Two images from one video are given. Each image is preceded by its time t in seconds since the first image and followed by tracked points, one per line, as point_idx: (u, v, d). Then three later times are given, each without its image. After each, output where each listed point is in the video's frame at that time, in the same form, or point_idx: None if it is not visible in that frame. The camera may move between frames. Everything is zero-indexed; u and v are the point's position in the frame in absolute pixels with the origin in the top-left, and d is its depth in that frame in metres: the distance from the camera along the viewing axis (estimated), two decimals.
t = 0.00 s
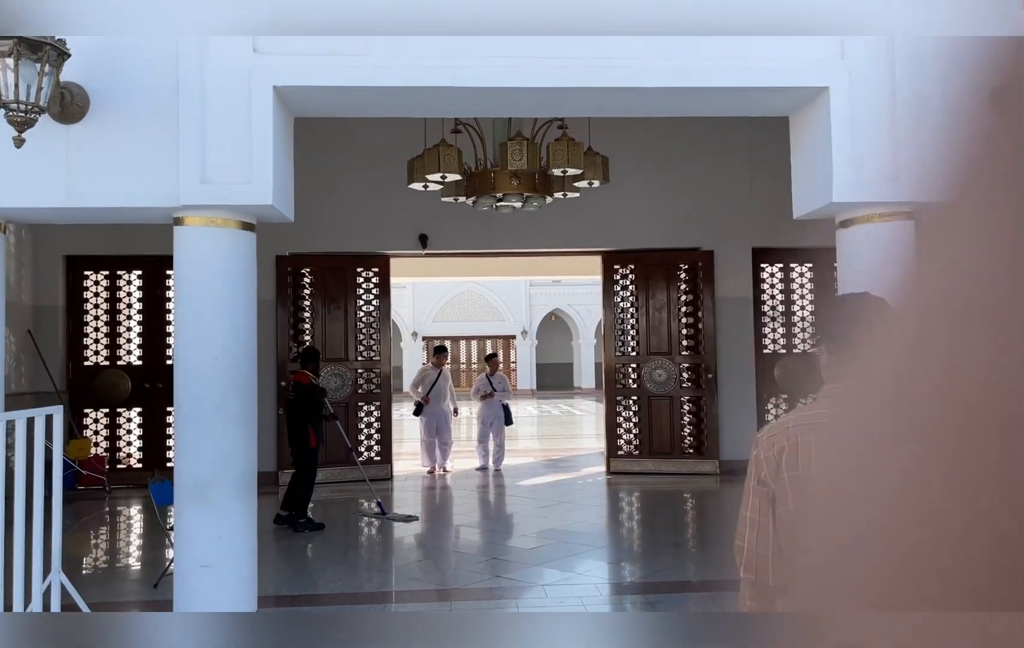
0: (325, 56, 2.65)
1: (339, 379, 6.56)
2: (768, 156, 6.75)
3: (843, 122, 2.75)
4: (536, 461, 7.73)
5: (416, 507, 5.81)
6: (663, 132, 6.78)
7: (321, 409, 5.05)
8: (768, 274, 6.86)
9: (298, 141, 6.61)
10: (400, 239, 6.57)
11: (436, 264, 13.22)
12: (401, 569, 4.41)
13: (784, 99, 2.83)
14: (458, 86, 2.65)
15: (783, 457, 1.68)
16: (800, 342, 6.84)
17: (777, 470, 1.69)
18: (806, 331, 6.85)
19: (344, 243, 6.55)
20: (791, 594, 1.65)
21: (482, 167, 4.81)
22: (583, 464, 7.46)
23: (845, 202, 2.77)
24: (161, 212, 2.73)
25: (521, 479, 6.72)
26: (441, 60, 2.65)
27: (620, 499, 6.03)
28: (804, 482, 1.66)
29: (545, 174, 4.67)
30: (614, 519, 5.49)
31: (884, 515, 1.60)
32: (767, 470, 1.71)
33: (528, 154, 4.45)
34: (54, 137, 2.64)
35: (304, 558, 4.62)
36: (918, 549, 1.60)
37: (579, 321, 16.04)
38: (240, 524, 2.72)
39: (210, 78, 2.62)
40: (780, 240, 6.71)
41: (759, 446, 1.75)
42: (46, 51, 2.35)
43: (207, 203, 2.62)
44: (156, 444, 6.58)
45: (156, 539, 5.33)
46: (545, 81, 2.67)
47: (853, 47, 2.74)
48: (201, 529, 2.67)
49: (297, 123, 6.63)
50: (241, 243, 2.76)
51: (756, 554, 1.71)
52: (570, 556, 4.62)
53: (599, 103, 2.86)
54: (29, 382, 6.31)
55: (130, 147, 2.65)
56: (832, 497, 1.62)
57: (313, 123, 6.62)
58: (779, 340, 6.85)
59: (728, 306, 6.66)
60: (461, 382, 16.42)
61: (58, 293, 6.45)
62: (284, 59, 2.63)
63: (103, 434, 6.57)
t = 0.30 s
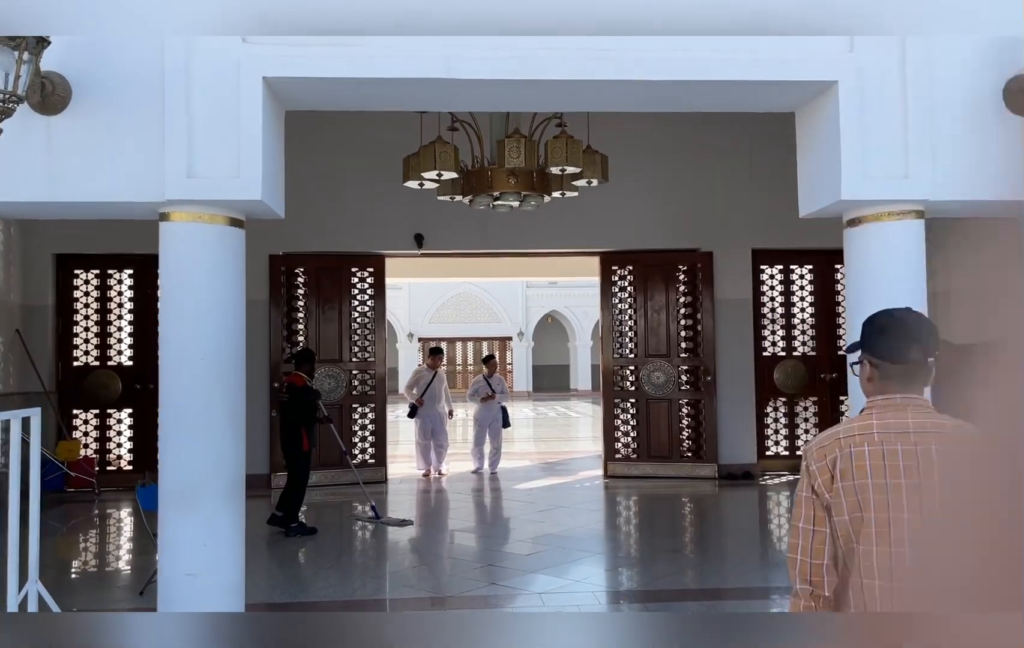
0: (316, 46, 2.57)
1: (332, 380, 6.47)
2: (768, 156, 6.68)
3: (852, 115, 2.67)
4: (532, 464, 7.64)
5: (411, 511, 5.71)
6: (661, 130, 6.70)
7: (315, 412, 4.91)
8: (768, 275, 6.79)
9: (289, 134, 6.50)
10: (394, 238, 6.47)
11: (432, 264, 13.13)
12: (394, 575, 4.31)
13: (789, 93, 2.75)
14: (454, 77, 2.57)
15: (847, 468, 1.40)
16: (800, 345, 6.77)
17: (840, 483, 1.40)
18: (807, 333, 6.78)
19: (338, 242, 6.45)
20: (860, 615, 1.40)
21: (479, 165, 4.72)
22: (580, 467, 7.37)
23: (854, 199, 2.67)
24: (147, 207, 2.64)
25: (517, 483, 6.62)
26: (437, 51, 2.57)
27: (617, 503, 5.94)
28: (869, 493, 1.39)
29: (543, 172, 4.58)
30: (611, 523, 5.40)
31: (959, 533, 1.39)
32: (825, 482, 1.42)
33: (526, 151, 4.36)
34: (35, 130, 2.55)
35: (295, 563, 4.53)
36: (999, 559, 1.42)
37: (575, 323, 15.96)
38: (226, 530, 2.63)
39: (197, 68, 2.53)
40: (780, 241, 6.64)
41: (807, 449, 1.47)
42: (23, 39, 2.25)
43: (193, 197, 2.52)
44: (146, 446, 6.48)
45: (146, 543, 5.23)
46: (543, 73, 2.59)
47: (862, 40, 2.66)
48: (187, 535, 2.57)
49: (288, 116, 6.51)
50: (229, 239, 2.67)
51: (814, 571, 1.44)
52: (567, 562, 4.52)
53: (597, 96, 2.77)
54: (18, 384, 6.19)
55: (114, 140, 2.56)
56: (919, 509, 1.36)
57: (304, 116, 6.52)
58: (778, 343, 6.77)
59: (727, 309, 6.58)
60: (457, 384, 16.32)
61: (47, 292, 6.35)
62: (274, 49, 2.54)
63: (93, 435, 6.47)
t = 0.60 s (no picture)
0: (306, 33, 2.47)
1: (325, 381, 6.36)
2: (768, 157, 6.59)
3: (862, 109, 2.57)
4: (527, 468, 7.54)
5: (403, 515, 5.60)
6: (661, 130, 6.60)
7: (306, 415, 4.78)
8: (768, 277, 6.71)
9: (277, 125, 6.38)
10: (389, 238, 6.36)
11: (428, 266, 13.02)
12: (386, 581, 4.19)
13: (796, 85, 2.66)
14: (448, 66, 2.47)
15: (878, 460, 1.39)
16: (800, 349, 6.69)
17: (872, 476, 1.39)
18: (806, 337, 6.70)
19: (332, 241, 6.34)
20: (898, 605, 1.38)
21: (475, 162, 4.62)
22: (576, 471, 7.26)
23: (863, 195, 2.57)
24: (128, 199, 2.53)
25: (512, 487, 6.51)
26: (430, 39, 2.48)
27: (614, 508, 5.83)
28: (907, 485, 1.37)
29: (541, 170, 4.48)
30: (608, 529, 5.30)
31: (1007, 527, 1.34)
32: (856, 476, 1.41)
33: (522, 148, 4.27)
34: (10, 118, 2.44)
35: (284, 569, 4.41)
36: None
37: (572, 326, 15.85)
38: (208, 536, 2.52)
39: (181, 55, 2.43)
40: (779, 243, 6.55)
41: (837, 445, 1.46)
42: None
43: (176, 189, 2.42)
44: (135, 447, 6.36)
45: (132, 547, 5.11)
46: (541, 62, 2.49)
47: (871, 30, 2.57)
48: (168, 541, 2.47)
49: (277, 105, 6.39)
50: (214, 233, 2.57)
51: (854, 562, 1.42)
52: (563, 569, 4.41)
53: (596, 88, 2.68)
54: (4, 384, 6.07)
55: (94, 128, 2.46)
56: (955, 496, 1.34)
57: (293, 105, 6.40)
58: (778, 346, 6.68)
59: (725, 312, 6.49)
60: (452, 387, 16.19)
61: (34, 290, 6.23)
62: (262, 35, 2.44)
63: (80, 436, 6.35)
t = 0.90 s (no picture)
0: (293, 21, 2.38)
1: (318, 382, 6.27)
2: (768, 157, 6.52)
3: (870, 105, 2.48)
4: (523, 471, 7.45)
5: (397, 519, 5.51)
6: (660, 129, 6.52)
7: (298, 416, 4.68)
8: (768, 279, 6.62)
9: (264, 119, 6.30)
10: (384, 237, 6.28)
11: (425, 266, 12.93)
12: (378, 587, 4.10)
13: (799, 79, 2.57)
14: (441, 57, 2.38)
15: (903, 459, 1.39)
16: (800, 351, 6.61)
17: (897, 473, 1.40)
18: (806, 339, 6.62)
19: (326, 240, 6.25)
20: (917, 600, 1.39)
21: (471, 159, 4.53)
22: (573, 474, 7.18)
23: (870, 192, 2.49)
24: (108, 193, 2.44)
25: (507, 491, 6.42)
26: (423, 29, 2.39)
27: (611, 512, 5.75)
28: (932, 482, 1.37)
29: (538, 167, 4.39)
30: (604, 533, 5.21)
31: None
32: (881, 472, 1.42)
33: (519, 145, 4.18)
34: None
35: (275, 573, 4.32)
36: None
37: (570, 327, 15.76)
38: (189, 542, 2.43)
39: (163, 43, 2.34)
40: (779, 244, 6.47)
41: (868, 440, 1.47)
42: None
43: (156, 184, 2.33)
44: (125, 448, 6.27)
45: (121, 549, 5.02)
46: (537, 53, 2.41)
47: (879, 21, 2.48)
48: (147, 548, 2.38)
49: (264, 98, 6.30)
50: (198, 229, 2.48)
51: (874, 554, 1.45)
52: (558, 575, 4.32)
53: (594, 81, 2.59)
54: None
55: (73, 120, 2.38)
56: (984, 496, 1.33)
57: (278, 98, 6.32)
58: (777, 349, 6.61)
59: (724, 313, 6.40)
60: (450, 388, 16.10)
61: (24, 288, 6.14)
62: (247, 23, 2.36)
63: (70, 438, 6.25)
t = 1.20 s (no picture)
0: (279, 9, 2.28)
1: (311, 387, 6.16)
2: (768, 160, 6.45)
3: (878, 105, 2.41)
4: (518, 477, 7.35)
5: (390, 527, 5.40)
6: (659, 131, 6.44)
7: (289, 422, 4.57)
8: (768, 284, 6.54)
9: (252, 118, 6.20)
10: (379, 239, 6.18)
11: (421, 270, 12.82)
12: (370, 596, 3.98)
13: (805, 77, 2.49)
14: (435, 51, 2.29)
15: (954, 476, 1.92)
16: (799, 358, 6.54)
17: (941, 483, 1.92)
18: (806, 346, 6.54)
19: (319, 243, 6.15)
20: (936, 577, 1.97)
21: (466, 160, 4.44)
22: (569, 481, 7.07)
23: (877, 195, 2.41)
24: (87, 191, 2.34)
25: (502, 498, 6.32)
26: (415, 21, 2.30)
27: (608, 520, 5.65)
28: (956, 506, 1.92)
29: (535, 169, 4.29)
30: (601, 542, 5.11)
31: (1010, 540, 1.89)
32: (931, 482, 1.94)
33: (516, 146, 4.08)
34: None
35: (265, 581, 4.21)
36: None
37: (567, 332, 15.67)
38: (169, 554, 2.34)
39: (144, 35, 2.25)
40: (779, 249, 6.40)
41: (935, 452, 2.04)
42: None
43: (137, 181, 2.23)
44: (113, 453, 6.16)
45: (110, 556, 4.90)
46: (534, 47, 2.32)
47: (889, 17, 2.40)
48: (124, 561, 2.28)
49: (251, 95, 6.21)
50: (178, 227, 2.37)
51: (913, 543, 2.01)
52: (554, 584, 4.21)
53: (594, 77, 2.50)
54: None
55: (50, 115, 2.28)
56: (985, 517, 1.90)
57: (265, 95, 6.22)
58: (777, 355, 6.53)
59: (723, 319, 6.31)
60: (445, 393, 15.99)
61: (12, 290, 6.03)
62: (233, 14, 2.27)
63: (58, 442, 6.15)
